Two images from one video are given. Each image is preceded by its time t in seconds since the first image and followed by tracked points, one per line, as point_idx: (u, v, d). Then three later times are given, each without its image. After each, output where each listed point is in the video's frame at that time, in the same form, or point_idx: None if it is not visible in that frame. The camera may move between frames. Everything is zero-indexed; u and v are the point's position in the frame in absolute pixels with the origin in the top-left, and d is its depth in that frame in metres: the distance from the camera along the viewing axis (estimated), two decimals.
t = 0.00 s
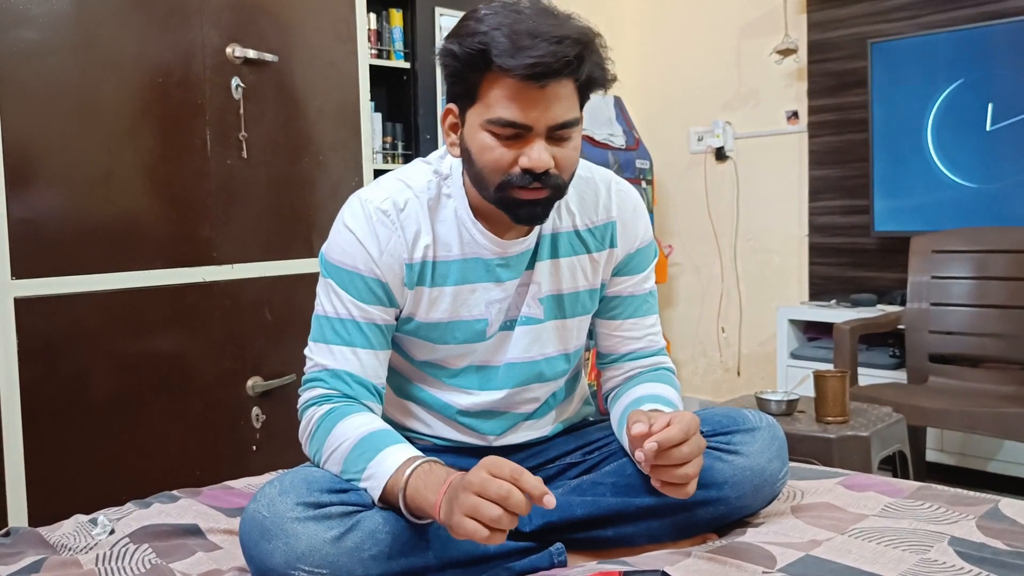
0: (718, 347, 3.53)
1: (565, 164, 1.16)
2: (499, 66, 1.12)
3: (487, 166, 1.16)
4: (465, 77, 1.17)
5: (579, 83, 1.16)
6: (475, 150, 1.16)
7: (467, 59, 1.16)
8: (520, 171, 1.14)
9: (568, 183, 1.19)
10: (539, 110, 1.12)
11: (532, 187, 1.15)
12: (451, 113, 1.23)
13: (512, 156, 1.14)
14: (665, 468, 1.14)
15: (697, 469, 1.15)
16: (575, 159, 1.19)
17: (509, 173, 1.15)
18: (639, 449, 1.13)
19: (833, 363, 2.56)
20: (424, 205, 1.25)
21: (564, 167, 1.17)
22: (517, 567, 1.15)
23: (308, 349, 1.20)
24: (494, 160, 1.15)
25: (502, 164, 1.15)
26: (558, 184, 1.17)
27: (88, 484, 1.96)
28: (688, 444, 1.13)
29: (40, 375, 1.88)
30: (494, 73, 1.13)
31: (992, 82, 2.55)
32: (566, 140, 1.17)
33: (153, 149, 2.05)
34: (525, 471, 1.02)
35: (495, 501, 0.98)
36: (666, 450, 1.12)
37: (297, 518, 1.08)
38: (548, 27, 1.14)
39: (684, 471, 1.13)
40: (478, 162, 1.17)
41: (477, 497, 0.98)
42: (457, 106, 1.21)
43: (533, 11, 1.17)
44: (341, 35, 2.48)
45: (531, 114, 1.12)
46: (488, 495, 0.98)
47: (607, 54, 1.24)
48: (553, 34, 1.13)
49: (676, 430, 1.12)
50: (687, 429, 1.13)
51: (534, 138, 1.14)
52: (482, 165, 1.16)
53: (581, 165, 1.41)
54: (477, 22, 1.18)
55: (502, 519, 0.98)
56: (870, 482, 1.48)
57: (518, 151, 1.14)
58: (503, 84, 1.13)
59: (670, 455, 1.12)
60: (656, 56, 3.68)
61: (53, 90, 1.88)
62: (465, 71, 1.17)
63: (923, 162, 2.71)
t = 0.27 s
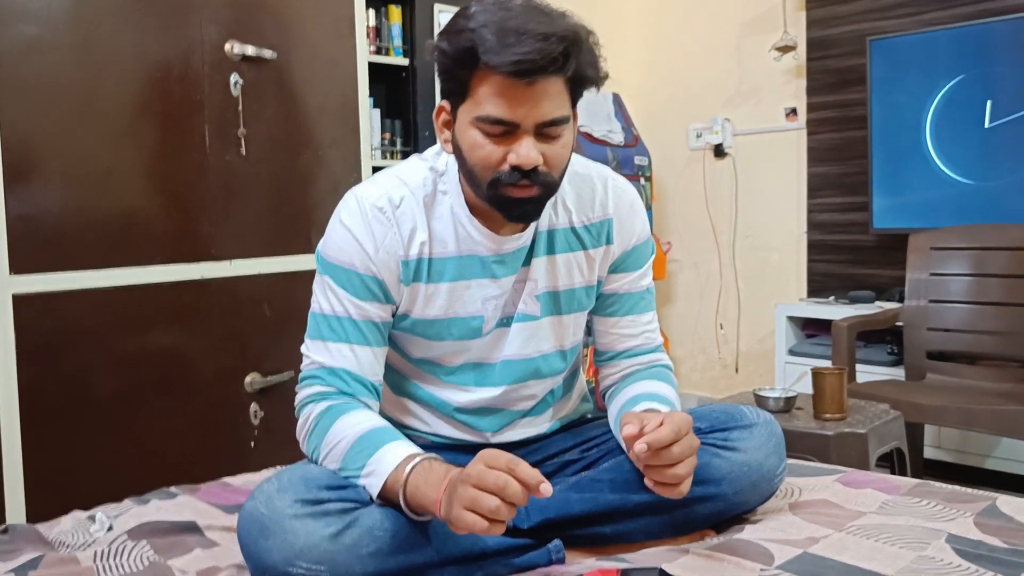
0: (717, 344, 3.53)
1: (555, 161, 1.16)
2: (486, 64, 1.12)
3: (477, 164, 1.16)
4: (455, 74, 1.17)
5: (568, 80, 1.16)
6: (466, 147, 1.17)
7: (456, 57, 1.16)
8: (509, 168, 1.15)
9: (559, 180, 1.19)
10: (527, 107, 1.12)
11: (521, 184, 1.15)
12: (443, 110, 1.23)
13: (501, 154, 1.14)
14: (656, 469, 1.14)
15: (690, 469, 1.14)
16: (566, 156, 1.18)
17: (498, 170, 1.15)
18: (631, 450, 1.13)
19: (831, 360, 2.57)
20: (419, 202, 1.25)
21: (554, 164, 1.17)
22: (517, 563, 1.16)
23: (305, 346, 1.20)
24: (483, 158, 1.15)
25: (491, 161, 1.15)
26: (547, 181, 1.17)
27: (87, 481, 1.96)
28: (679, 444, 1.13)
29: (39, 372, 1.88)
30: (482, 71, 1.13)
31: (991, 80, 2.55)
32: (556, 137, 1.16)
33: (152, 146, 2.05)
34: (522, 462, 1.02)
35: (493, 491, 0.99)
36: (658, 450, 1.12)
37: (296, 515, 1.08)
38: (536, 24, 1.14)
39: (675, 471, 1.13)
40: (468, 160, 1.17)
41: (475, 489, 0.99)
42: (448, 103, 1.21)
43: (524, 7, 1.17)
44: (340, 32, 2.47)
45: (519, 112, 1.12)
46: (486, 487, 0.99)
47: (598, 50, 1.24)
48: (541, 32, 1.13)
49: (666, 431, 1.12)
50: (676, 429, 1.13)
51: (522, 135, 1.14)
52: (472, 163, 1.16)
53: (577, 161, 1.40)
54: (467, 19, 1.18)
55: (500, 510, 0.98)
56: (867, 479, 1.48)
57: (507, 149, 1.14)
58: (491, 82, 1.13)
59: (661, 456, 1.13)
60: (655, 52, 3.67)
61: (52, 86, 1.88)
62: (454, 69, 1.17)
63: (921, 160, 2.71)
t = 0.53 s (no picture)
0: (717, 345, 3.53)
1: (552, 165, 1.16)
2: (482, 68, 1.12)
3: (474, 167, 1.16)
4: (451, 78, 1.17)
5: (565, 83, 1.16)
6: (463, 150, 1.17)
7: (452, 60, 1.16)
8: (506, 171, 1.15)
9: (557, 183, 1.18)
10: (524, 110, 1.12)
11: (519, 188, 1.15)
12: (441, 114, 1.23)
13: (497, 157, 1.15)
14: (649, 475, 1.14)
15: (684, 473, 1.15)
16: (564, 159, 1.18)
17: (495, 174, 1.15)
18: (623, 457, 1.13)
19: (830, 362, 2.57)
20: (418, 204, 1.25)
21: (551, 167, 1.17)
22: (517, 566, 1.16)
23: (304, 349, 1.20)
24: (480, 161, 1.15)
25: (488, 164, 1.15)
26: (545, 185, 1.17)
27: (86, 483, 1.96)
28: (672, 449, 1.13)
29: (38, 374, 1.88)
30: (478, 74, 1.13)
31: (990, 81, 2.55)
32: (553, 140, 1.16)
33: (151, 148, 2.05)
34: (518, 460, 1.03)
35: (490, 491, 0.99)
36: (650, 456, 1.12)
37: (295, 518, 1.08)
38: (532, 28, 1.14)
39: (669, 476, 1.13)
40: (466, 163, 1.17)
41: (474, 489, 1.00)
42: (446, 107, 1.21)
43: (520, 11, 1.17)
44: (340, 34, 2.47)
45: (515, 114, 1.12)
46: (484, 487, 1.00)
47: (595, 54, 1.24)
48: (536, 35, 1.13)
49: (659, 437, 1.12)
50: (668, 435, 1.13)
51: (519, 138, 1.14)
52: (470, 166, 1.17)
53: (576, 164, 1.41)
54: (463, 23, 1.18)
55: (499, 509, 0.99)
56: (865, 482, 1.48)
57: (504, 152, 1.15)
58: (487, 85, 1.13)
59: (653, 461, 1.12)
60: (655, 53, 3.67)
61: (52, 88, 1.88)
62: (451, 73, 1.17)
63: (921, 161, 2.71)
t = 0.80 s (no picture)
0: (720, 348, 3.53)
1: (554, 170, 1.16)
2: (485, 73, 1.12)
3: (476, 171, 1.16)
4: (454, 82, 1.17)
5: (567, 88, 1.16)
6: (465, 154, 1.17)
7: (454, 64, 1.16)
8: (508, 176, 1.15)
9: (558, 188, 1.19)
10: (526, 115, 1.12)
11: (520, 192, 1.15)
12: (443, 118, 1.23)
13: (499, 161, 1.15)
14: (647, 482, 1.13)
15: (683, 478, 1.14)
16: (565, 164, 1.19)
17: (497, 178, 1.15)
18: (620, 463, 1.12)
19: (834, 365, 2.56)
20: (421, 208, 1.25)
21: (553, 172, 1.17)
22: (518, 570, 1.16)
23: (306, 353, 1.20)
24: (482, 165, 1.15)
25: (490, 169, 1.15)
26: (547, 190, 1.17)
27: (90, 486, 1.97)
28: (669, 455, 1.13)
29: (42, 377, 1.88)
30: (480, 79, 1.13)
31: (994, 83, 2.55)
32: (554, 145, 1.16)
33: (155, 152, 2.05)
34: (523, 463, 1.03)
35: (493, 491, 1.00)
36: (646, 462, 1.12)
37: (297, 522, 1.08)
38: (535, 33, 1.14)
39: (667, 481, 1.13)
40: (468, 167, 1.17)
41: (476, 490, 1.00)
42: (448, 110, 1.21)
43: (523, 16, 1.17)
44: (344, 37, 2.48)
45: (517, 119, 1.12)
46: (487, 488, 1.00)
47: (598, 59, 1.24)
48: (539, 40, 1.13)
49: (655, 442, 1.12)
50: (665, 440, 1.13)
51: (521, 143, 1.14)
52: (472, 170, 1.17)
53: (578, 168, 1.41)
54: (466, 27, 1.18)
55: (500, 510, 0.99)
56: (869, 486, 1.48)
57: (506, 157, 1.15)
58: (489, 90, 1.13)
59: (650, 467, 1.12)
60: (658, 56, 3.68)
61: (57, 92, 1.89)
62: (453, 77, 1.17)
63: (925, 164, 2.71)
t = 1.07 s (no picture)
0: (714, 347, 3.53)
1: (546, 170, 1.17)
2: (478, 73, 1.12)
3: (469, 171, 1.16)
4: (447, 82, 1.17)
5: (560, 89, 1.16)
6: (457, 154, 1.17)
7: (447, 65, 1.16)
8: (500, 176, 1.15)
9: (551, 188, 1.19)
10: (518, 115, 1.12)
11: (512, 192, 1.16)
12: (436, 118, 1.23)
13: (492, 161, 1.15)
14: (636, 481, 1.13)
15: (672, 477, 1.15)
16: (558, 164, 1.19)
17: (489, 178, 1.15)
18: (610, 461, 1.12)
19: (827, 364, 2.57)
20: (414, 208, 1.25)
21: (546, 172, 1.17)
22: (512, 569, 1.16)
23: (300, 353, 1.20)
24: (474, 165, 1.15)
25: (483, 168, 1.15)
26: (540, 189, 1.17)
27: (83, 486, 1.96)
28: (658, 454, 1.13)
29: (35, 377, 1.88)
30: (473, 79, 1.14)
31: (987, 84, 2.56)
32: (547, 145, 1.17)
33: (148, 151, 2.05)
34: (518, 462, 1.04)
35: (486, 488, 1.00)
36: (635, 461, 1.12)
37: (290, 521, 1.08)
38: (529, 33, 1.14)
39: (656, 480, 1.13)
40: (460, 167, 1.17)
41: (471, 488, 1.00)
42: (441, 110, 1.21)
43: (516, 17, 1.18)
44: (337, 36, 2.48)
45: (510, 120, 1.12)
46: (482, 486, 1.00)
47: (592, 60, 1.25)
48: (532, 41, 1.13)
49: (644, 441, 1.12)
50: (655, 439, 1.13)
51: (514, 143, 1.14)
52: (464, 170, 1.17)
53: (571, 168, 1.41)
54: (459, 27, 1.18)
55: (492, 506, 0.99)
56: (861, 485, 1.48)
57: (498, 156, 1.15)
58: (482, 90, 1.13)
59: (639, 466, 1.12)
60: (652, 56, 3.68)
61: (50, 93, 1.88)
62: (446, 77, 1.17)
63: (917, 164, 2.72)
